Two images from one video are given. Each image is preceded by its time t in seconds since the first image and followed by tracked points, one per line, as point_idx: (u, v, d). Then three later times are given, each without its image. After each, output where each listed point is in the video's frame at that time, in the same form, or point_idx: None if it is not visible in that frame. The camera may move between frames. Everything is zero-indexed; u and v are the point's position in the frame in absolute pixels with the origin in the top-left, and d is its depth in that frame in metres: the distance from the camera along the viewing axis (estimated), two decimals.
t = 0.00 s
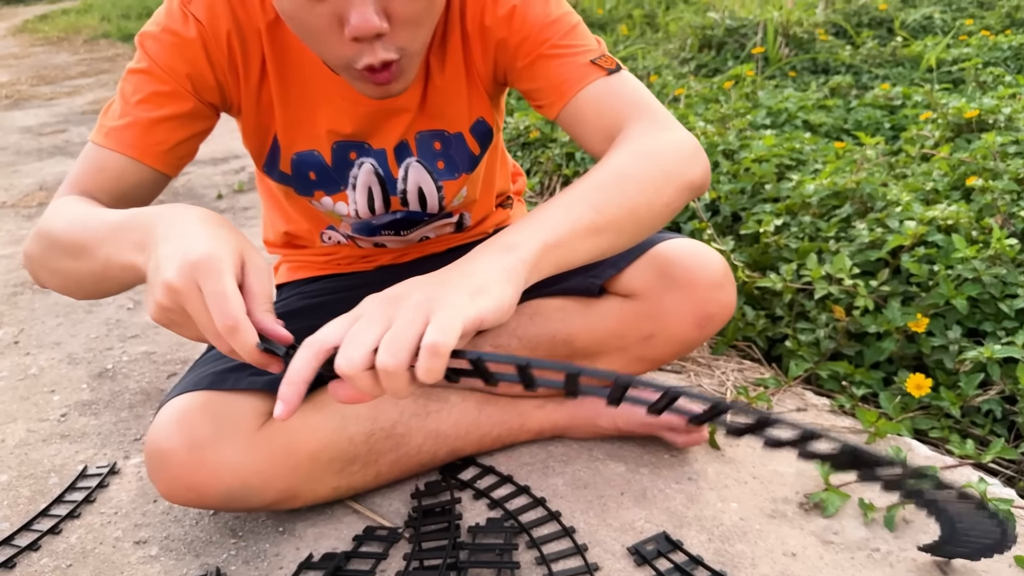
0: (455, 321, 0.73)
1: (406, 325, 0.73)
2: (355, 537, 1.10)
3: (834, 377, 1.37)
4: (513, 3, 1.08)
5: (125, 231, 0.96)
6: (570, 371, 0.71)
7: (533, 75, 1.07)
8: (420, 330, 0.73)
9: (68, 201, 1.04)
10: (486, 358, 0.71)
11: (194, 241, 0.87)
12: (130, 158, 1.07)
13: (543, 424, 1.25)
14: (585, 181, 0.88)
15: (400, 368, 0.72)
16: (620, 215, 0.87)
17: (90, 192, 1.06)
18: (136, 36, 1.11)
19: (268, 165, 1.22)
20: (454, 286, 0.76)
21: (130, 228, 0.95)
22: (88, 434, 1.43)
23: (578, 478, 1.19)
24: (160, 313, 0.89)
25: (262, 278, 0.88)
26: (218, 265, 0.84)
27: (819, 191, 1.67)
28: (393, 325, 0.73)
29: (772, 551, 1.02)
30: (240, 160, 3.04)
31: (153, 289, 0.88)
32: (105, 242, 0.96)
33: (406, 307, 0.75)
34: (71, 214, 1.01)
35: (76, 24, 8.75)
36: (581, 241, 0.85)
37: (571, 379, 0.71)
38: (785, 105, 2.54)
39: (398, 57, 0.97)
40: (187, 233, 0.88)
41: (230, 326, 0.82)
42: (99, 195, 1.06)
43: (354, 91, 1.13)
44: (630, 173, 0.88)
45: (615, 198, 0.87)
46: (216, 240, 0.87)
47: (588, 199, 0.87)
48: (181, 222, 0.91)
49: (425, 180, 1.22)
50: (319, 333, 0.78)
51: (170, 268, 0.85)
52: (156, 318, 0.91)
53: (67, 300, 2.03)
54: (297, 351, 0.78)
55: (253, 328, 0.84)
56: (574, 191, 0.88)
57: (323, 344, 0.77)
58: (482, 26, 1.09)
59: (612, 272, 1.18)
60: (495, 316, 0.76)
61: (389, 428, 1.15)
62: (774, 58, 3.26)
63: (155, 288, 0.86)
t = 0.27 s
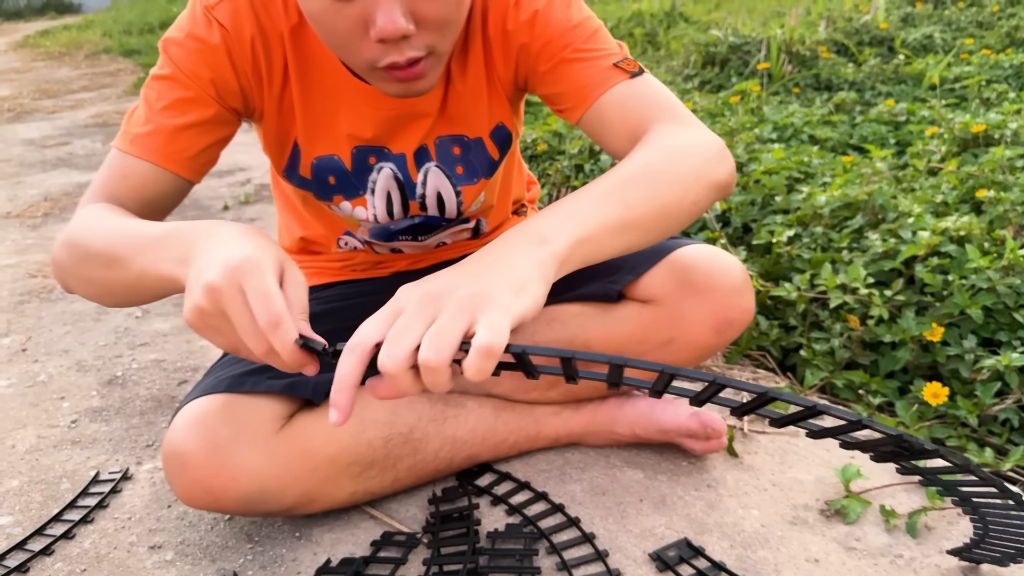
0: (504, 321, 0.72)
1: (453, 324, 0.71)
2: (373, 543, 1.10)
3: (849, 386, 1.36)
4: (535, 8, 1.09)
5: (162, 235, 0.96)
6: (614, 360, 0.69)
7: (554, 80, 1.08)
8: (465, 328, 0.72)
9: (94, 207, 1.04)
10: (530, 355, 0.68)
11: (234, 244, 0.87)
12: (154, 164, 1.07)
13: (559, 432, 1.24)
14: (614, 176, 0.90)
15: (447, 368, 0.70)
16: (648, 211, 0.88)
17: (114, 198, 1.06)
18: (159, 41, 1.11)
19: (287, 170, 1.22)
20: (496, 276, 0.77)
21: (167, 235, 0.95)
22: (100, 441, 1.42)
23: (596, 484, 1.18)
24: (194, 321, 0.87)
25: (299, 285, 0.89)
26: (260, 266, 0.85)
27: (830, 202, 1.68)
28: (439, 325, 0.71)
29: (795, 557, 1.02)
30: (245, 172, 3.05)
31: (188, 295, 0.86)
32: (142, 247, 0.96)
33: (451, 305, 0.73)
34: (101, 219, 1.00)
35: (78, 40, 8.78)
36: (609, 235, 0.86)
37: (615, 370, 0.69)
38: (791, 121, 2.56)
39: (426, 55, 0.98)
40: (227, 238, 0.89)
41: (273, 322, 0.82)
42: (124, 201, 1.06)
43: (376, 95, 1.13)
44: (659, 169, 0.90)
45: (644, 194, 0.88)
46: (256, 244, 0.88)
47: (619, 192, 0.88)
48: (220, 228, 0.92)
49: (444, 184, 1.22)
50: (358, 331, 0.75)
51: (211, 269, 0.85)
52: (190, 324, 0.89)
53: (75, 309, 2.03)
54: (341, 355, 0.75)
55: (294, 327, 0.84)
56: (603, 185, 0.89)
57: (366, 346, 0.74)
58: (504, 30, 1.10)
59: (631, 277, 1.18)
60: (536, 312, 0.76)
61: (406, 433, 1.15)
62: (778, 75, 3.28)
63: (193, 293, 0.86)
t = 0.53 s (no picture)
0: (538, 320, 0.73)
1: (485, 321, 0.72)
2: (385, 557, 1.08)
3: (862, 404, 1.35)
4: (552, 20, 1.11)
5: (180, 243, 0.96)
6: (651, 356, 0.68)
7: (571, 90, 1.11)
8: (499, 327, 0.72)
9: (113, 219, 1.04)
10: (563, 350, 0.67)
11: (254, 250, 0.88)
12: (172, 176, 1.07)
13: (572, 446, 1.23)
14: (638, 184, 0.91)
15: (479, 365, 0.70)
16: (672, 217, 0.89)
17: (133, 209, 1.05)
18: (176, 53, 1.11)
19: (301, 181, 1.22)
20: (527, 276, 0.78)
21: (185, 242, 0.95)
22: (104, 455, 1.40)
23: (610, 499, 1.17)
24: (216, 325, 0.88)
25: (321, 288, 0.88)
26: (278, 270, 0.85)
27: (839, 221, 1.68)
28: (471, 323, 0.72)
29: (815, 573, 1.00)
30: (248, 192, 3.04)
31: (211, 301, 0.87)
32: (160, 253, 0.97)
33: (483, 304, 0.74)
34: (119, 230, 1.01)
35: (78, 63, 8.81)
36: (635, 239, 0.87)
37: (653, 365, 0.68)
38: (794, 144, 2.57)
39: (444, 63, 0.97)
40: (247, 243, 0.90)
41: (290, 323, 0.81)
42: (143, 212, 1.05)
43: (392, 106, 1.13)
44: (682, 177, 0.91)
45: (668, 200, 0.90)
46: (277, 250, 0.88)
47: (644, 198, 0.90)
48: (240, 234, 0.92)
49: (458, 196, 1.22)
50: (389, 329, 0.76)
51: (230, 275, 0.85)
52: (213, 331, 0.90)
53: (77, 325, 2.01)
54: (370, 353, 0.76)
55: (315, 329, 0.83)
56: (627, 192, 0.90)
57: (398, 344, 0.75)
58: (521, 42, 1.12)
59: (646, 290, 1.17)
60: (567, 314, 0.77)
61: (418, 445, 1.13)
62: (779, 100, 3.30)
63: (215, 299, 0.86)
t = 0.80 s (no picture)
0: (569, 311, 0.78)
1: (515, 313, 0.77)
2: (395, 567, 1.06)
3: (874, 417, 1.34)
4: (569, 27, 1.13)
5: (186, 252, 0.94)
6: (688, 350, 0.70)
7: (588, 97, 1.13)
8: (529, 318, 0.78)
9: (125, 226, 1.02)
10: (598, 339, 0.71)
11: (263, 258, 0.85)
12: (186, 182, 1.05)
13: (583, 457, 1.21)
14: (662, 185, 0.96)
15: (509, 353, 0.75)
16: (697, 217, 0.95)
17: (147, 216, 1.04)
18: (190, 60, 1.11)
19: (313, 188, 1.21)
20: (560, 271, 0.82)
21: (191, 251, 0.93)
22: (106, 465, 1.38)
23: (622, 511, 1.15)
24: (233, 341, 0.86)
25: (334, 289, 0.86)
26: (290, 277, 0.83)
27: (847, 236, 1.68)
28: (501, 315, 0.77)
29: None
30: (248, 208, 3.03)
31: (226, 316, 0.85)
32: (168, 265, 0.94)
33: (512, 296, 0.79)
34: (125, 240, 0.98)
35: (76, 83, 8.82)
36: (661, 237, 0.92)
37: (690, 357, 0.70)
38: (796, 163, 2.57)
39: (462, 67, 0.97)
40: (255, 248, 0.87)
41: (313, 331, 0.80)
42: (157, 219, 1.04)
43: (406, 111, 1.12)
44: (706, 179, 0.96)
45: (694, 200, 0.95)
46: (284, 254, 0.86)
47: (669, 198, 0.95)
48: (248, 237, 0.90)
49: (470, 204, 1.21)
50: (419, 318, 0.82)
51: (241, 288, 0.83)
52: (231, 347, 0.87)
53: (77, 337, 1.99)
54: (399, 342, 0.81)
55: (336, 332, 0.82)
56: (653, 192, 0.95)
57: (426, 334, 0.80)
58: (538, 49, 1.14)
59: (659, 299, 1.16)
60: (596, 307, 0.82)
61: (429, 455, 1.12)
62: (779, 121, 3.32)
63: (230, 317, 0.84)
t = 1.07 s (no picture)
0: (587, 319, 0.80)
1: (535, 324, 0.79)
2: None
3: (875, 440, 1.35)
4: (576, 52, 1.18)
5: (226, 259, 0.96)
6: (711, 351, 0.73)
7: (594, 119, 1.17)
8: (549, 328, 0.80)
9: (144, 245, 1.03)
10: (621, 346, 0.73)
11: (306, 260, 0.88)
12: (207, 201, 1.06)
13: (587, 478, 1.21)
14: (672, 202, 1.01)
15: (534, 364, 0.78)
16: (704, 233, 1.00)
17: (165, 233, 1.04)
18: (205, 83, 1.12)
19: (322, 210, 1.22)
20: (577, 278, 0.86)
21: (229, 261, 0.95)
22: (107, 486, 1.37)
23: (627, 530, 1.15)
24: (268, 333, 0.87)
25: (375, 300, 0.88)
26: (334, 277, 0.86)
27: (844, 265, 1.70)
28: (522, 327, 0.79)
29: None
30: (246, 239, 3.04)
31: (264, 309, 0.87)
32: (205, 273, 0.96)
33: (531, 307, 0.82)
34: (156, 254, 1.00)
35: (72, 119, 8.87)
36: (670, 251, 0.97)
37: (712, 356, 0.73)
38: (791, 197, 2.61)
39: (475, 89, 0.99)
40: (297, 256, 0.90)
41: (349, 326, 0.82)
42: (175, 237, 1.04)
43: (416, 134, 1.15)
44: (713, 196, 1.02)
45: (702, 217, 1.00)
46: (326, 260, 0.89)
47: (678, 214, 1.00)
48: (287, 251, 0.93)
49: (478, 226, 1.22)
50: (437, 334, 0.83)
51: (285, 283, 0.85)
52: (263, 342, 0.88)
53: (75, 362, 1.99)
54: (421, 359, 0.82)
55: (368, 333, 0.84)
56: (663, 208, 1.01)
57: (447, 348, 0.82)
58: (546, 73, 1.18)
59: (663, 319, 1.17)
60: (612, 313, 0.85)
61: (435, 472, 1.12)
62: (772, 157, 3.37)
63: (268, 307, 0.86)
